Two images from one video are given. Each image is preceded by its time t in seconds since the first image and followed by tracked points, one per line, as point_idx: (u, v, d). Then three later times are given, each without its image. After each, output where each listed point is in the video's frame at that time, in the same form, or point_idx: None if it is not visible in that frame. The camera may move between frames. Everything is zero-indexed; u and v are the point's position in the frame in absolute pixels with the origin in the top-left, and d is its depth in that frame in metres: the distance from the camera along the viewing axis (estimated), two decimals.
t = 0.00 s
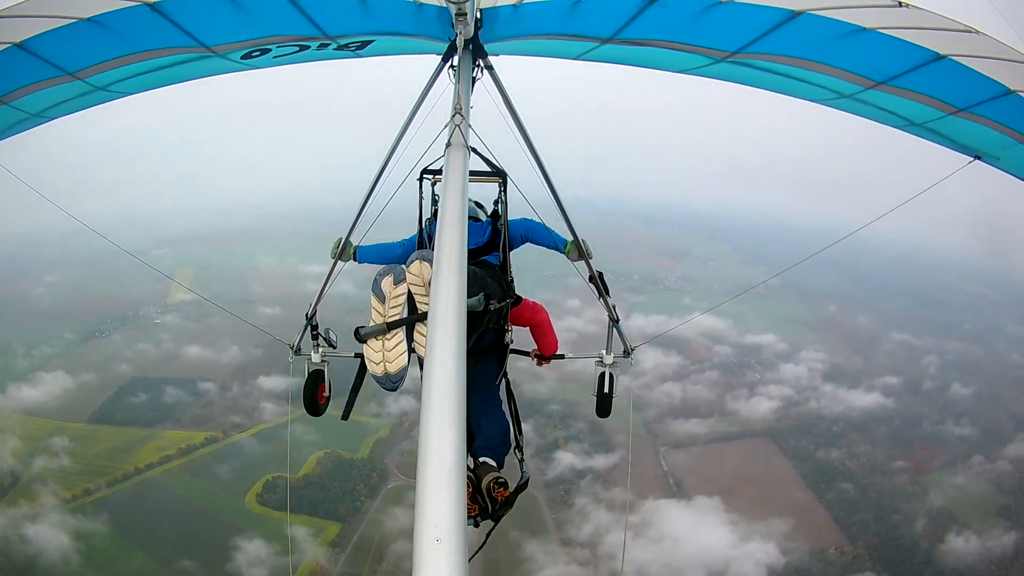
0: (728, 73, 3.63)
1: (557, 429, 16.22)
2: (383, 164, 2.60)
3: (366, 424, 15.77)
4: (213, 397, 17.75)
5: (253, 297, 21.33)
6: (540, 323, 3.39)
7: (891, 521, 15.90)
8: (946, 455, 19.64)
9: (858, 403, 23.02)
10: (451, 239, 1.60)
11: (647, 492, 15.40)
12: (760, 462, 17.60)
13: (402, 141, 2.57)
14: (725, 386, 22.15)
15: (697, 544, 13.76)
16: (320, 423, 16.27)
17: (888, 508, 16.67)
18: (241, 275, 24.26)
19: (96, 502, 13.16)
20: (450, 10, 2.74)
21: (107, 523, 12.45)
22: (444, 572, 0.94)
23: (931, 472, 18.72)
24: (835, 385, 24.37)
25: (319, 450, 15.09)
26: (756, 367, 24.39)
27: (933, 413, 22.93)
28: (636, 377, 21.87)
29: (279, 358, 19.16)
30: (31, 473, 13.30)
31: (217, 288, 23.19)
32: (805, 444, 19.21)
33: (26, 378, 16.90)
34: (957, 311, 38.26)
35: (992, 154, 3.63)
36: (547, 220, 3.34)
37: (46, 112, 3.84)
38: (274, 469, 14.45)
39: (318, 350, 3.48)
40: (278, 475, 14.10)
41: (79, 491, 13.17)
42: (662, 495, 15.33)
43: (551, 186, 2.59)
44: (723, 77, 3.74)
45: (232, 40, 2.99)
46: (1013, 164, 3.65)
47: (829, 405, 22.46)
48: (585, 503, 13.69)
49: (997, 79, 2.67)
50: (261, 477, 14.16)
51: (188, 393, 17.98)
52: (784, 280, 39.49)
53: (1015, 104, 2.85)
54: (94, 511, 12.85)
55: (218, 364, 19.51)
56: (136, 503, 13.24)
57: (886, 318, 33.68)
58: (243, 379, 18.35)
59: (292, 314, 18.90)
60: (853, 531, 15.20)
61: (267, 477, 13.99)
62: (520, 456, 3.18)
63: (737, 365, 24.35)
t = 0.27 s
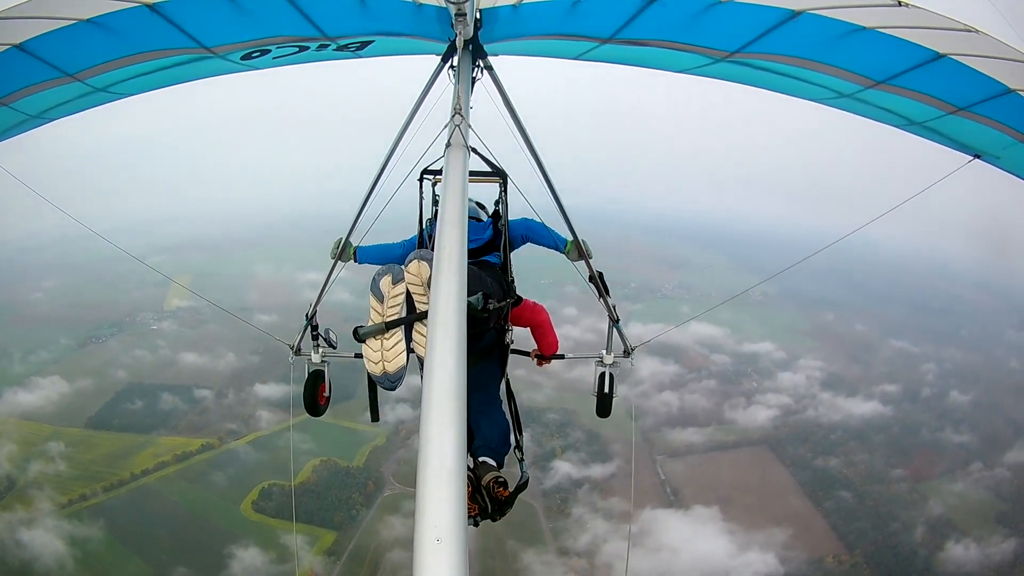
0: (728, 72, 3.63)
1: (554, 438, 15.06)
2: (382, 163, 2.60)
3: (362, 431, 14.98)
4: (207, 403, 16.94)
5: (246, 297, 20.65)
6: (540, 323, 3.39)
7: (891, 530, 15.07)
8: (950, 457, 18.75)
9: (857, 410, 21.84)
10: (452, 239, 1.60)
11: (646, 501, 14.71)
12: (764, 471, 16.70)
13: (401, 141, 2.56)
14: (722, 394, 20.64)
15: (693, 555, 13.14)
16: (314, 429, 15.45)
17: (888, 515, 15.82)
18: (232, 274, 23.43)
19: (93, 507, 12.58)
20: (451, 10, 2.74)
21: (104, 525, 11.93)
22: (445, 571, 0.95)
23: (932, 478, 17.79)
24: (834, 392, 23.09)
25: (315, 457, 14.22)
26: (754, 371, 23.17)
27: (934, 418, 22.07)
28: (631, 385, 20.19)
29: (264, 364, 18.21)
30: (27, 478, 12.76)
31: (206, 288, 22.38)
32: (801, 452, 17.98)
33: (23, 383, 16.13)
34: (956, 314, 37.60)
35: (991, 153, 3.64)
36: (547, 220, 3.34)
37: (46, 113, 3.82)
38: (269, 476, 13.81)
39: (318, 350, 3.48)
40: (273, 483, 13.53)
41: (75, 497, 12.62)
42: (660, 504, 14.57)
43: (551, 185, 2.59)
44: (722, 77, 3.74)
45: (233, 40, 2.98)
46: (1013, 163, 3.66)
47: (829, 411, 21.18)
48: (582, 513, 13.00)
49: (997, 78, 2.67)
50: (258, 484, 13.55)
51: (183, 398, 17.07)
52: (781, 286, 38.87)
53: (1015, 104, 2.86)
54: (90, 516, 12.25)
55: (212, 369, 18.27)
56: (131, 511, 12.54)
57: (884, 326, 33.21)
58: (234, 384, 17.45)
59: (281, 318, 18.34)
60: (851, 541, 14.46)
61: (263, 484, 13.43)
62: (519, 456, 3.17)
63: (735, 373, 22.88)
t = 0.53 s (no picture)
0: (728, 72, 3.63)
1: (551, 446, 14.98)
2: (382, 163, 2.60)
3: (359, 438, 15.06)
4: (205, 410, 16.88)
5: (243, 301, 20.38)
6: (540, 323, 3.39)
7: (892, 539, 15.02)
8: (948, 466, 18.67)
9: (855, 418, 21.85)
10: (452, 238, 1.60)
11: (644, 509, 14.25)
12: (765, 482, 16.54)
13: (401, 140, 2.57)
14: (720, 403, 20.62)
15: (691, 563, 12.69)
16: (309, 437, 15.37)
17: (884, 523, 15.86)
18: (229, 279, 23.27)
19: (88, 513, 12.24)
20: (451, 10, 2.74)
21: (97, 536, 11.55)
22: (445, 572, 0.95)
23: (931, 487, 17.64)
24: (831, 401, 23.10)
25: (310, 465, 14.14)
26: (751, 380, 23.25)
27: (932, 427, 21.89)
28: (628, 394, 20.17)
29: (264, 371, 18.15)
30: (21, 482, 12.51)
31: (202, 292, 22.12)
32: (800, 460, 17.87)
33: (18, 385, 15.77)
34: (952, 322, 37.44)
35: (992, 153, 3.64)
36: (548, 219, 3.33)
37: (46, 113, 3.83)
38: (265, 485, 13.81)
39: (319, 350, 3.49)
40: (269, 491, 13.55)
41: (71, 501, 12.34)
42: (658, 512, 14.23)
43: (551, 185, 2.59)
44: (723, 77, 3.74)
45: (232, 40, 2.98)
46: (1013, 163, 3.66)
47: (827, 419, 21.14)
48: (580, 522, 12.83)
49: (997, 78, 2.67)
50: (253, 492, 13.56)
51: (180, 406, 17.04)
52: (778, 294, 38.70)
53: (1015, 104, 2.86)
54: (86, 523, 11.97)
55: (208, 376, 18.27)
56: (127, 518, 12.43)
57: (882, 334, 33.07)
58: (233, 391, 17.45)
59: (277, 324, 18.16)
60: (848, 549, 14.37)
61: (258, 492, 13.43)
62: (520, 456, 3.17)
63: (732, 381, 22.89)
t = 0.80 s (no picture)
0: (728, 72, 3.63)
1: (550, 455, 14.75)
2: (383, 163, 2.61)
3: (357, 446, 14.78)
4: (202, 416, 16.81)
5: (241, 306, 20.23)
6: (541, 323, 3.39)
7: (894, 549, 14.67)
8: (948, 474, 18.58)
9: (854, 426, 21.64)
10: (451, 239, 1.60)
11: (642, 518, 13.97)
12: (766, 491, 16.30)
13: (402, 140, 2.57)
14: (720, 411, 20.34)
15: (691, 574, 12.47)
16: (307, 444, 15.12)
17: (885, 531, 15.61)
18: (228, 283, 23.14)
19: (85, 517, 12.00)
20: (451, 10, 2.74)
21: (95, 539, 11.42)
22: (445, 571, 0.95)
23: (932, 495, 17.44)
24: (831, 409, 22.96)
25: (308, 472, 13.80)
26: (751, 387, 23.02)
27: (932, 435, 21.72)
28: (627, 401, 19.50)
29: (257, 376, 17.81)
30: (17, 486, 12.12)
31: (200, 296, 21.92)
32: (799, 468, 17.70)
33: (15, 388, 15.39)
34: (951, 329, 37.32)
35: (991, 153, 3.64)
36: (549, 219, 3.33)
37: (45, 112, 3.83)
38: (263, 489, 13.82)
39: (318, 350, 3.49)
40: (267, 496, 13.52)
41: (68, 505, 12.02)
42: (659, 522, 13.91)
43: (551, 185, 2.59)
44: (723, 77, 3.75)
45: (232, 40, 2.99)
46: (1013, 163, 3.66)
47: (827, 427, 20.99)
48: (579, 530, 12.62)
49: (996, 78, 2.67)
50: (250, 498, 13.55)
51: (178, 411, 16.99)
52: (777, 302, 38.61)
53: (1015, 104, 2.86)
54: (82, 527, 11.68)
55: (206, 383, 17.92)
56: (125, 522, 12.39)
57: (881, 342, 32.99)
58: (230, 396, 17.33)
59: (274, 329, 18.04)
60: (847, 557, 14.06)
61: (257, 497, 13.45)
62: (521, 456, 3.16)
63: (732, 389, 22.57)
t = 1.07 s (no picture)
0: (727, 73, 3.63)
1: (551, 462, 14.56)
2: (383, 163, 2.62)
3: (356, 452, 14.72)
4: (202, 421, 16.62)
5: (241, 312, 20.14)
6: (544, 324, 3.40)
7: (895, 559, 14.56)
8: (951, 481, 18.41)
9: (856, 432, 21.35)
10: (451, 239, 1.60)
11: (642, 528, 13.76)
12: (768, 497, 16.15)
13: (401, 140, 2.58)
14: (721, 418, 20.20)
15: None
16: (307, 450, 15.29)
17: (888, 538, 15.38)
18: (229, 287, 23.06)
19: (83, 521, 12.14)
20: (451, 10, 2.74)
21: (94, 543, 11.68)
22: (446, 571, 0.95)
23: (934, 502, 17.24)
24: (833, 415, 22.81)
25: (308, 478, 13.99)
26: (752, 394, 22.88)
27: (934, 441, 21.56)
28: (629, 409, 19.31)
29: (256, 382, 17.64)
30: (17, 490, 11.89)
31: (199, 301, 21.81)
32: (800, 475, 17.40)
33: (17, 391, 14.91)
34: (952, 336, 37.16)
35: (991, 154, 3.65)
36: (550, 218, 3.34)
37: (47, 113, 3.83)
38: (261, 496, 13.78)
39: (319, 350, 3.49)
40: (266, 503, 13.50)
41: (67, 509, 12.02)
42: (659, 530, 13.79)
43: (551, 186, 2.60)
44: (723, 77, 3.75)
45: (232, 40, 2.99)
46: (1013, 163, 3.66)
47: (829, 435, 20.84)
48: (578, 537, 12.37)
49: (996, 78, 2.67)
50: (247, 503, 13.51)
51: (177, 416, 16.92)
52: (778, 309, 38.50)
53: (1015, 104, 2.86)
54: (80, 531, 11.80)
55: (207, 388, 17.98)
56: (124, 523, 12.62)
57: (882, 348, 32.85)
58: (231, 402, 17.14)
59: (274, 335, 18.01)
60: (849, 564, 13.83)
61: (255, 504, 13.40)
62: (523, 456, 3.17)
63: (733, 397, 22.41)
